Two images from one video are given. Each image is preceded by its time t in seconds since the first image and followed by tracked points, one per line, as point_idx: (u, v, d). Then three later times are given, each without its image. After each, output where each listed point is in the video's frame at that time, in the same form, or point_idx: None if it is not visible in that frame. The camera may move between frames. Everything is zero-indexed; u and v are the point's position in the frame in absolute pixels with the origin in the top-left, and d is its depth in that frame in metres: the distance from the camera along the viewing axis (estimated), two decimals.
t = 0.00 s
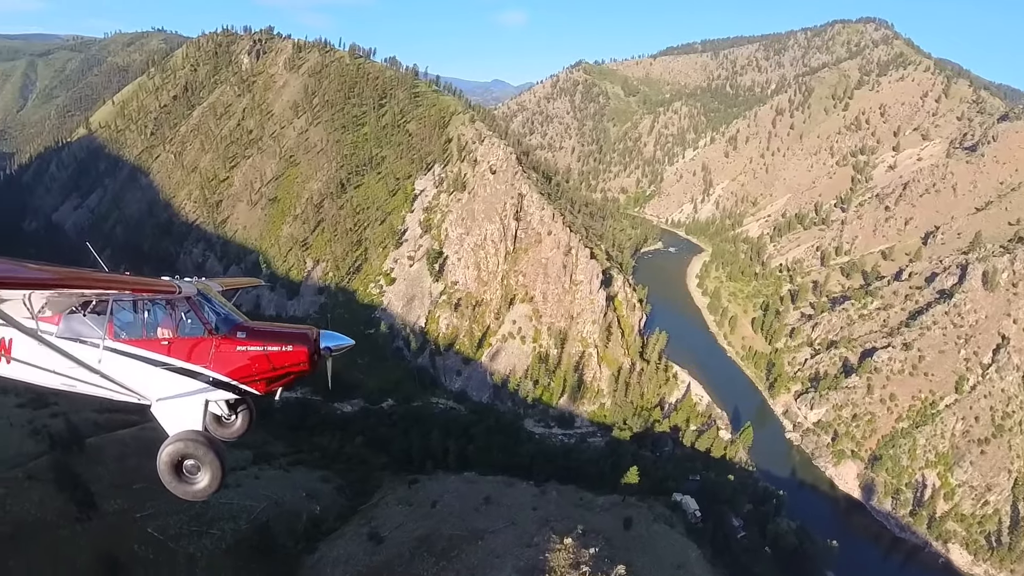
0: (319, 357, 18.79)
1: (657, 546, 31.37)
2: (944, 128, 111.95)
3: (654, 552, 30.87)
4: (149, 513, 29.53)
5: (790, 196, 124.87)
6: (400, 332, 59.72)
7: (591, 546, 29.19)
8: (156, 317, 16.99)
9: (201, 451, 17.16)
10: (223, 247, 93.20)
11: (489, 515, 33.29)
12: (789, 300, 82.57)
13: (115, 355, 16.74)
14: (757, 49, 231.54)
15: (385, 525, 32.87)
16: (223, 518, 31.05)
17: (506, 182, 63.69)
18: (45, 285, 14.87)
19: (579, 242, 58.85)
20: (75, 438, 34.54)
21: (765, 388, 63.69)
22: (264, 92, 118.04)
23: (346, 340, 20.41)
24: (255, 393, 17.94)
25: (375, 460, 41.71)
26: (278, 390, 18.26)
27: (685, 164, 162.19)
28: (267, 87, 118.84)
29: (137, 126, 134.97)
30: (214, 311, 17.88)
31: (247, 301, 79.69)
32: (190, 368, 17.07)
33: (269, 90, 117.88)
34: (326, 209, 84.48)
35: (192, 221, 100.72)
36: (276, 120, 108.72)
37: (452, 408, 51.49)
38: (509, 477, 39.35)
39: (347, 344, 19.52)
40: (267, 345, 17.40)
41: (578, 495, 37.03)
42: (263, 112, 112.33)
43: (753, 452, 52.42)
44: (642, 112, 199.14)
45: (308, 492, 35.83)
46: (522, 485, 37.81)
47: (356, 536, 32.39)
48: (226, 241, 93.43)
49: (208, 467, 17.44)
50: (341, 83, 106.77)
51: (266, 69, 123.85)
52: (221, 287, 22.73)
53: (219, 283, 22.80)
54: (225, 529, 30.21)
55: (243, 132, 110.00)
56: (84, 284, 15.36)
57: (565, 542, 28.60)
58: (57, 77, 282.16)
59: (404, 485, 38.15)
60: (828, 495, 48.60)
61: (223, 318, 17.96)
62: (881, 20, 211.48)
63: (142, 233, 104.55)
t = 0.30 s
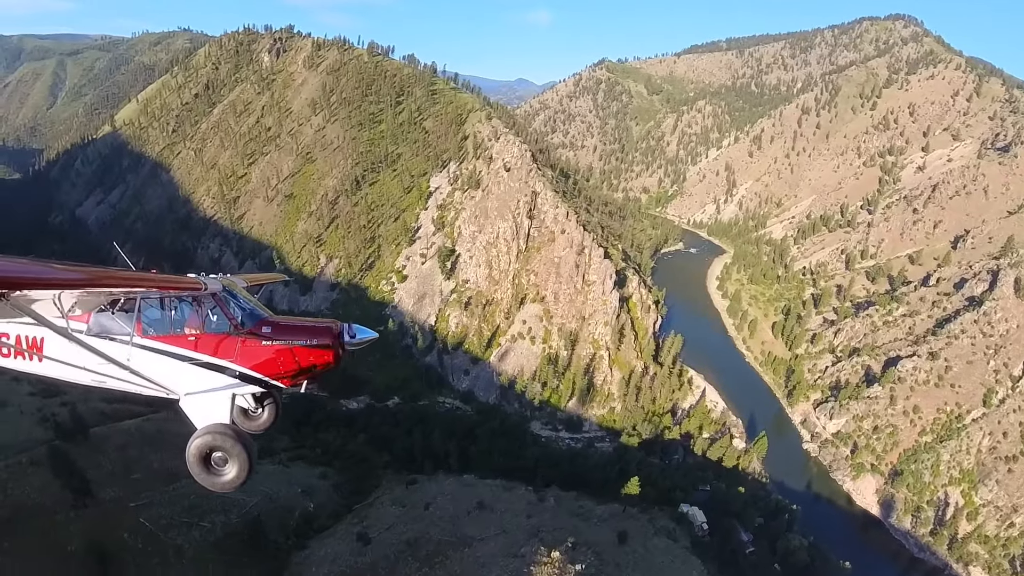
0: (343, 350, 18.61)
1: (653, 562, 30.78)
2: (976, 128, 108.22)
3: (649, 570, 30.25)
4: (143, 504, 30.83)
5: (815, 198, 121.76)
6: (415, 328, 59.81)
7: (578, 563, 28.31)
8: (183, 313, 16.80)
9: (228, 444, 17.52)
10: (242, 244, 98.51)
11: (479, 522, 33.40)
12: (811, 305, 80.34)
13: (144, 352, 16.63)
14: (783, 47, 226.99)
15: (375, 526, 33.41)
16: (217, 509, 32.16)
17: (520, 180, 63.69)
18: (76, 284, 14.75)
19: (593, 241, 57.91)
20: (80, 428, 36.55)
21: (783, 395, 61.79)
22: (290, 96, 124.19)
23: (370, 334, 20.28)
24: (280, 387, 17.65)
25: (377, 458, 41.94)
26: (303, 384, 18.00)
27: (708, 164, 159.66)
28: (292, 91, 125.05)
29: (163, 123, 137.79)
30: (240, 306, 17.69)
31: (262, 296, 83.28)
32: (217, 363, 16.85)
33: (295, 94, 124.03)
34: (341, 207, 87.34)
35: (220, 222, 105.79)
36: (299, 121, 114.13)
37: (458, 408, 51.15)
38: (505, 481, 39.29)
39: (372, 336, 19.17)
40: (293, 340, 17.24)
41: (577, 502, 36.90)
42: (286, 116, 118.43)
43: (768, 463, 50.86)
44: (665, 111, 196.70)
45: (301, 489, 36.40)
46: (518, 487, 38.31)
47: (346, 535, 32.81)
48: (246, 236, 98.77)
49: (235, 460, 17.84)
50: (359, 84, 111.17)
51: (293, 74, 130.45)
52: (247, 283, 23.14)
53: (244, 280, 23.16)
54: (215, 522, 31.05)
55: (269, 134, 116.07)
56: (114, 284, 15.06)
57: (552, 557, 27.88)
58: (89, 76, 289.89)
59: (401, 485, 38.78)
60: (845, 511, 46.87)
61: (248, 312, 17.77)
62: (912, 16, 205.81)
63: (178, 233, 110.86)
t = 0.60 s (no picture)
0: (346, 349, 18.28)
1: None
2: (975, 129, 107.04)
3: None
4: (114, 508, 29.58)
5: (813, 200, 120.23)
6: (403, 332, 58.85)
7: None
8: (183, 318, 16.74)
9: (232, 447, 17.22)
10: (233, 245, 97.92)
11: (456, 533, 32.20)
12: (809, 308, 79.08)
13: (145, 358, 16.61)
14: (782, 49, 226.00)
15: (348, 534, 32.19)
16: (186, 516, 30.73)
17: (510, 181, 62.68)
18: (75, 293, 14.86)
19: (582, 243, 56.91)
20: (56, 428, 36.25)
21: (779, 400, 60.51)
22: (284, 97, 123.24)
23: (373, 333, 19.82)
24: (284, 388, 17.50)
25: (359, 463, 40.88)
26: (308, 385, 17.79)
27: (706, 166, 158.45)
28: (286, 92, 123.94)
29: (157, 125, 136.98)
30: (241, 309, 17.45)
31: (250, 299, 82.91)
32: (219, 367, 16.75)
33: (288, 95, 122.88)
34: (331, 209, 86.79)
35: (211, 224, 105.00)
36: (293, 122, 113.36)
37: (444, 413, 50.02)
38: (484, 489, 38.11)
39: (373, 335, 18.71)
40: (294, 342, 16.96)
41: (558, 513, 35.96)
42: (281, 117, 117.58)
43: (762, 471, 49.55)
44: (663, 113, 195.63)
45: (277, 496, 35.01)
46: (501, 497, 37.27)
47: (316, 544, 31.57)
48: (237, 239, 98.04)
49: (240, 463, 17.46)
50: (353, 85, 110.29)
51: (288, 75, 129.15)
52: (247, 285, 22.58)
53: (245, 283, 22.61)
54: (186, 528, 29.96)
55: (263, 135, 115.34)
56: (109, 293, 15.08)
57: None
58: (87, 77, 289.42)
59: (379, 492, 37.54)
60: (842, 522, 45.38)
61: (248, 315, 17.51)
62: (910, 18, 204.89)
63: (169, 235, 109.60)
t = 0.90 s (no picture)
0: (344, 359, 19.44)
1: None
2: (975, 131, 105.91)
3: None
4: (85, 514, 30.77)
5: (811, 203, 119.07)
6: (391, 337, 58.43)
7: None
8: (184, 332, 17.82)
9: (234, 460, 18.37)
10: (223, 249, 97.06)
11: (426, 548, 32.69)
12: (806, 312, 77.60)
13: (146, 371, 17.62)
14: (781, 51, 225.24)
15: (318, 545, 32.79)
16: (155, 524, 31.30)
17: (500, 185, 62.21)
18: (72, 308, 15.90)
19: (572, 247, 55.72)
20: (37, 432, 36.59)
21: (774, 407, 59.06)
22: (278, 99, 122.46)
23: (373, 343, 21.01)
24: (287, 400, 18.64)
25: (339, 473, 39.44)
26: (309, 397, 18.95)
27: (704, 169, 157.53)
28: (280, 95, 123.22)
29: (152, 128, 136.33)
30: (241, 321, 18.62)
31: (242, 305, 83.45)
32: (221, 380, 17.84)
33: (283, 98, 122.03)
34: (322, 212, 86.04)
35: (202, 228, 104.05)
36: (286, 125, 112.50)
37: (429, 421, 48.73)
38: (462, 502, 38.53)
39: (371, 345, 19.82)
40: (295, 353, 18.14)
41: (538, 526, 35.68)
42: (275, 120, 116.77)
43: (756, 481, 48.11)
44: (662, 116, 194.83)
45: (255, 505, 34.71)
46: (478, 509, 37.40)
47: (286, 555, 31.83)
48: (228, 243, 97.22)
49: (242, 475, 18.68)
50: (347, 88, 109.41)
51: (283, 78, 128.40)
52: (243, 298, 23.52)
53: (242, 294, 23.57)
54: (154, 535, 30.55)
55: (257, 138, 114.71)
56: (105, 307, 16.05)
57: None
58: (87, 80, 289.12)
59: (356, 502, 37.43)
60: (837, 534, 43.95)
61: (249, 327, 18.70)
62: (911, 21, 203.94)
63: (160, 238, 108.76)
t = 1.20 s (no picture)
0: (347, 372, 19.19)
1: None
2: (974, 133, 104.93)
3: None
4: (57, 520, 31.24)
5: (809, 206, 117.79)
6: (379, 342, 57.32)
7: None
8: (185, 348, 17.66)
9: (238, 475, 17.99)
10: (214, 253, 96.12)
11: (398, 563, 31.45)
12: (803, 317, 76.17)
13: (147, 388, 17.49)
14: (779, 55, 224.95)
15: (290, 556, 31.75)
16: (127, 531, 31.90)
17: (490, 189, 61.31)
18: (72, 326, 15.48)
19: (562, 251, 54.48)
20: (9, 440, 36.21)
21: (770, 415, 57.76)
22: (272, 103, 121.55)
23: (375, 355, 20.80)
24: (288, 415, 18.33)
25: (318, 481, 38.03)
26: (311, 410, 18.63)
27: (702, 173, 156.30)
28: (274, 98, 122.28)
29: (146, 131, 135.28)
30: (242, 336, 18.37)
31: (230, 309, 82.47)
32: (222, 395, 17.58)
33: (276, 101, 121.09)
34: (312, 216, 85.19)
35: (193, 231, 102.87)
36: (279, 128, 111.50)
37: (414, 429, 47.50)
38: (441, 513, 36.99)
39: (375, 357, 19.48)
40: (296, 367, 17.86)
41: (518, 539, 34.36)
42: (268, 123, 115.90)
43: (749, 492, 46.67)
44: (660, 120, 193.84)
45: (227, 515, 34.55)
46: (458, 521, 36.26)
47: (254, 568, 30.88)
48: (218, 247, 96.21)
49: (246, 491, 18.21)
50: (340, 91, 108.50)
51: (277, 81, 127.43)
52: (246, 312, 22.60)
53: (245, 308, 22.87)
54: (124, 543, 31.13)
55: (249, 141, 113.68)
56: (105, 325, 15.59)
57: None
58: (85, 82, 288.66)
59: (332, 513, 35.97)
60: (833, 547, 42.52)
61: (250, 341, 18.46)
62: (908, 25, 203.69)
63: (151, 242, 107.62)
